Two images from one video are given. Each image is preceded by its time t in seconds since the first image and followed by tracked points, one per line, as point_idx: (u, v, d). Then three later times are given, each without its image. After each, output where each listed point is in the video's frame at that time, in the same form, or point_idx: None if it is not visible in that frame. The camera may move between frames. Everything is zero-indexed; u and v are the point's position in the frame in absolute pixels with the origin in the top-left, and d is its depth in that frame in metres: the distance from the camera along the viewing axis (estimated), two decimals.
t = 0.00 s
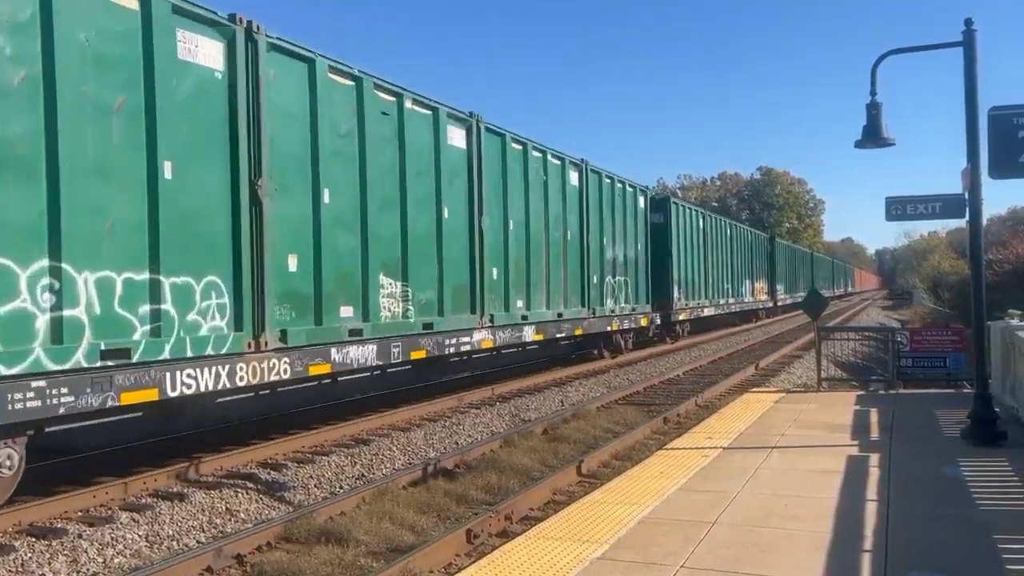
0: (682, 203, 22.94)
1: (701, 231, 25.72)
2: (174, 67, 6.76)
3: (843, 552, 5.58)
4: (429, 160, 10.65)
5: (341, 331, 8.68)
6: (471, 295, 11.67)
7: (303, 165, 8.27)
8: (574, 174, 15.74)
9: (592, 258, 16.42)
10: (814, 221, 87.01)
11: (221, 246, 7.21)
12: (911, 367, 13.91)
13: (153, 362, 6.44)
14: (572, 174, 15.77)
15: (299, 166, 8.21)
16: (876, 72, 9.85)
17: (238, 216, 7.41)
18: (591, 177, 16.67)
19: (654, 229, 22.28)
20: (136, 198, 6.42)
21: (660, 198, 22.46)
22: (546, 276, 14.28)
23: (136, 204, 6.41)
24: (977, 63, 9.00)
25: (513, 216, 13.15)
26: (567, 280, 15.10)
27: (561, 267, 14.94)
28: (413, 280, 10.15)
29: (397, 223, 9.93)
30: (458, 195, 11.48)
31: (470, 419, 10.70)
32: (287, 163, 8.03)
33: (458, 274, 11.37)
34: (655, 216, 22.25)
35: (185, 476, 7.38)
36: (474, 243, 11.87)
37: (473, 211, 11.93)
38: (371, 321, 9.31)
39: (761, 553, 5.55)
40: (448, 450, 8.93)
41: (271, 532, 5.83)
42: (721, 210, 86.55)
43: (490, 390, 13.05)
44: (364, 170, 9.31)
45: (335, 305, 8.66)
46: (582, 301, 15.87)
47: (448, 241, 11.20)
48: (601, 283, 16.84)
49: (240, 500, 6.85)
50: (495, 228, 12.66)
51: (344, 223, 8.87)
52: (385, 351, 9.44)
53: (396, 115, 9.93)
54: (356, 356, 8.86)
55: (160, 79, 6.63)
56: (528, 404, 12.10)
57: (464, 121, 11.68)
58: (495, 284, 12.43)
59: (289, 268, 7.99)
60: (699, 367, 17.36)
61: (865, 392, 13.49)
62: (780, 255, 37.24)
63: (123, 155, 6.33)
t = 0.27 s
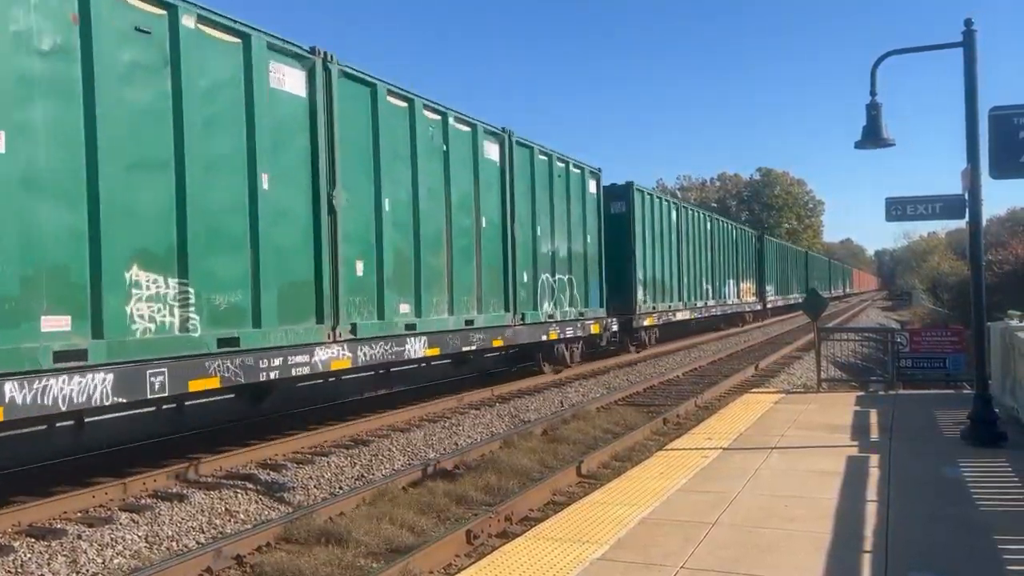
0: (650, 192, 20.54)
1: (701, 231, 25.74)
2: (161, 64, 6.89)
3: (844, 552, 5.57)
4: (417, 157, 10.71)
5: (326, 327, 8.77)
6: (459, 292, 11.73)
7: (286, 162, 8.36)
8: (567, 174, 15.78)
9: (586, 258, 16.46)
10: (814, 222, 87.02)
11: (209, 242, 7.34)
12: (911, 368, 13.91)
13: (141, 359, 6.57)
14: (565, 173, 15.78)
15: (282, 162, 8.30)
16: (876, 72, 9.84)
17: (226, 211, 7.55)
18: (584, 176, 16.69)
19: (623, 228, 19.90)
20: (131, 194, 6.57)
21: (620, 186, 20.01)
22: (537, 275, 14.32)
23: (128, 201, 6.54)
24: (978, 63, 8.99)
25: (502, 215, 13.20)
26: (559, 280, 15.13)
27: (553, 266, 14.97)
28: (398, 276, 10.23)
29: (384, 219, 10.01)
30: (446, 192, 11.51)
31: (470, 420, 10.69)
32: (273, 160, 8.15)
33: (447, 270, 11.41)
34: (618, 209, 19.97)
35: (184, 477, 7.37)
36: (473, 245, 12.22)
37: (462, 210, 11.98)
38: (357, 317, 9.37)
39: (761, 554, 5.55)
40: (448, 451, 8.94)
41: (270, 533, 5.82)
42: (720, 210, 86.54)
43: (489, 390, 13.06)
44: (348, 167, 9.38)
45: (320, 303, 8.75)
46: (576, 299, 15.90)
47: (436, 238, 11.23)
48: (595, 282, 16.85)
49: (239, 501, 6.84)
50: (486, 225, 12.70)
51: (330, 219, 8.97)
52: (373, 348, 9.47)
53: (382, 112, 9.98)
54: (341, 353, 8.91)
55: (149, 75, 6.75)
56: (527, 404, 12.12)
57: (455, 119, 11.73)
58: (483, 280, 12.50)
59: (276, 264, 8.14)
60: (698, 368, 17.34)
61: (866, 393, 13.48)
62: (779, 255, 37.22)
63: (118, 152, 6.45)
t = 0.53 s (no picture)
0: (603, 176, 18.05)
1: (701, 231, 25.77)
2: (172, 64, 6.88)
3: (843, 552, 5.58)
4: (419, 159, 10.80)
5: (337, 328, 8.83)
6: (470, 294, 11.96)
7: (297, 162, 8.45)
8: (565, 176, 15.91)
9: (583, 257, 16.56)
10: (813, 223, 87.04)
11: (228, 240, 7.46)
12: (911, 368, 13.91)
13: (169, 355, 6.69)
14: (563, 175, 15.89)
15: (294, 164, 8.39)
16: (875, 73, 9.84)
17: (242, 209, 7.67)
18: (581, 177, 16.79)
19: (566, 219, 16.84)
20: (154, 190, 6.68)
21: (567, 167, 16.90)
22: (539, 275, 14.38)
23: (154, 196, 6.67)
24: (976, 64, 8.99)
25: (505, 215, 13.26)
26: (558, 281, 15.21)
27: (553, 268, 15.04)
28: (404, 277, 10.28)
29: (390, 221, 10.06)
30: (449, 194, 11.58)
31: (469, 421, 10.71)
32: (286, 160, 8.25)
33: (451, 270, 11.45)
34: (565, 195, 16.86)
35: (183, 477, 7.37)
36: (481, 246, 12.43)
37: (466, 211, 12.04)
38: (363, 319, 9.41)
39: (761, 554, 5.55)
40: (448, 451, 8.96)
41: (269, 533, 5.82)
42: (720, 210, 86.55)
43: (488, 390, 13.08)
44: (356, 169, 9.45)
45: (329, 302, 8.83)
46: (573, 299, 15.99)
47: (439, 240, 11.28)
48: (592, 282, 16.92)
49: (238, 502, 6.83)
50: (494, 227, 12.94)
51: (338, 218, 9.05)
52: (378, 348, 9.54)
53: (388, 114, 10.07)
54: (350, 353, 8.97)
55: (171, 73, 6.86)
56: (526, 404, 12.13)
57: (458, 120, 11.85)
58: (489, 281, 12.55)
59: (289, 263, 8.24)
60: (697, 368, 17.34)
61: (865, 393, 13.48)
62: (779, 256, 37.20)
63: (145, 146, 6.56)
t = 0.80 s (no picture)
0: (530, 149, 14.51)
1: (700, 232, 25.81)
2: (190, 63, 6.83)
3: (841, 552, 5.58)
4: (432, 163, 10.86)
5: (354, 329, 8.91)
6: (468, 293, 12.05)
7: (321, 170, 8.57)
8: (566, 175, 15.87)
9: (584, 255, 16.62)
10: (812, 223, 87.11)
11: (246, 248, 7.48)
12: (909, 368, 13.93)
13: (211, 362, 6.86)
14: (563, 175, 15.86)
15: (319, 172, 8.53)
16: (872, 73, 9.85)
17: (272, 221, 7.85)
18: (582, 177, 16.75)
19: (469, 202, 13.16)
20: (184, 198, 6.76)
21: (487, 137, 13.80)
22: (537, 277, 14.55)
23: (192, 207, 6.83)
24: (974, 64, 9.00)
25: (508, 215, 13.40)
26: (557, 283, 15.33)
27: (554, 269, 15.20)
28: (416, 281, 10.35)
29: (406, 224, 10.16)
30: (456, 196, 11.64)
31: (468, 421, 10.72)
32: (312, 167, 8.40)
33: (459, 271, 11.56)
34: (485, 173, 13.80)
35: (182, 478, 7.38)
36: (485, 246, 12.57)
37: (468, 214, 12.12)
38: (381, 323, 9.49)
39: (759, 554, 5.55)
40: (446, 451, 8.97)
41: (268, 534, 5.82)
42: (719, 210, 86.59)
43: (487, 390, 13.10)
44: (372, 175, 9.48)
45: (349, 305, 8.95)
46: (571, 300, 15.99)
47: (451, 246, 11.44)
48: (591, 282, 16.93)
49: (236, 503, 6.83)
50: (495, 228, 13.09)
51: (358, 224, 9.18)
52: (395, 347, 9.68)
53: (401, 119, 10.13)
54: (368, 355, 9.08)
55: (199, 81, 6.93)
56: (525, 405, 12.15)
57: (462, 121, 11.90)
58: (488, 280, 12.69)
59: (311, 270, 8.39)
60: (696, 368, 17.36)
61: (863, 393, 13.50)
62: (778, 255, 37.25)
63: (178, 157, 6.69)
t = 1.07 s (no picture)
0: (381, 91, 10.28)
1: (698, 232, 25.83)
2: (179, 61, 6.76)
3: (839, 552, 5.58)
4: (423, 163, 11.10)
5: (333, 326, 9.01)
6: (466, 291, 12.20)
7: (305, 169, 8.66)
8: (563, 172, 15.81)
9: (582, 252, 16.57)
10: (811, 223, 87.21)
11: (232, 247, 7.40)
12: (907, 368, 13.94)
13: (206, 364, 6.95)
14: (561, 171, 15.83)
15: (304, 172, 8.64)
16: (870, 73, 9.86)
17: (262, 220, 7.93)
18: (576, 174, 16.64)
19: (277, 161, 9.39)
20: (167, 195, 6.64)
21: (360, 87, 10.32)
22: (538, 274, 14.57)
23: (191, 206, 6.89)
24: (972, 64, 9.01)
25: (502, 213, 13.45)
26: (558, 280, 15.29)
27: (553, 266, 15.23)
28: (400, 276, 10.50)
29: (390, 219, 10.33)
30: (445, 195, 11.73)
31: (466, 421, 10.73)
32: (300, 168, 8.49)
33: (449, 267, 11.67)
34: (308, 141, 10.74)
35: (180, 478, 7.38)
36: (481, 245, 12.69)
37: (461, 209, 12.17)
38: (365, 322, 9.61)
39: (757, 554, 5.55)
40: (444, 451, 8.98)
41: (266, 534, 5.82)
42: (717, 211, 86.63)
43: (485, 390, 13.10)
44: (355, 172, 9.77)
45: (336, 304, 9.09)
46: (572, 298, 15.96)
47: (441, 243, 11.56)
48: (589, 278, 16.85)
49: (235, 503, 6.83)
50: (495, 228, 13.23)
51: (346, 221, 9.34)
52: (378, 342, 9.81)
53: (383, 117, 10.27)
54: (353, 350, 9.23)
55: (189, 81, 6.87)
56: (523, 405, 12.15)
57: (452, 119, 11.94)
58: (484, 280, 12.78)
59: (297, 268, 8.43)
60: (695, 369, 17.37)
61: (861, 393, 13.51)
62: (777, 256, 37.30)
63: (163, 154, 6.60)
